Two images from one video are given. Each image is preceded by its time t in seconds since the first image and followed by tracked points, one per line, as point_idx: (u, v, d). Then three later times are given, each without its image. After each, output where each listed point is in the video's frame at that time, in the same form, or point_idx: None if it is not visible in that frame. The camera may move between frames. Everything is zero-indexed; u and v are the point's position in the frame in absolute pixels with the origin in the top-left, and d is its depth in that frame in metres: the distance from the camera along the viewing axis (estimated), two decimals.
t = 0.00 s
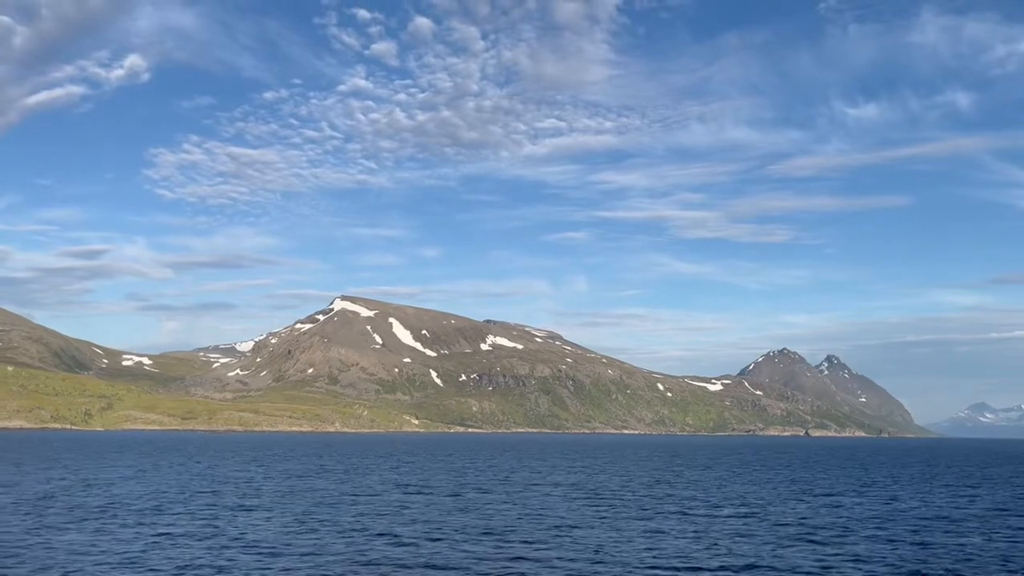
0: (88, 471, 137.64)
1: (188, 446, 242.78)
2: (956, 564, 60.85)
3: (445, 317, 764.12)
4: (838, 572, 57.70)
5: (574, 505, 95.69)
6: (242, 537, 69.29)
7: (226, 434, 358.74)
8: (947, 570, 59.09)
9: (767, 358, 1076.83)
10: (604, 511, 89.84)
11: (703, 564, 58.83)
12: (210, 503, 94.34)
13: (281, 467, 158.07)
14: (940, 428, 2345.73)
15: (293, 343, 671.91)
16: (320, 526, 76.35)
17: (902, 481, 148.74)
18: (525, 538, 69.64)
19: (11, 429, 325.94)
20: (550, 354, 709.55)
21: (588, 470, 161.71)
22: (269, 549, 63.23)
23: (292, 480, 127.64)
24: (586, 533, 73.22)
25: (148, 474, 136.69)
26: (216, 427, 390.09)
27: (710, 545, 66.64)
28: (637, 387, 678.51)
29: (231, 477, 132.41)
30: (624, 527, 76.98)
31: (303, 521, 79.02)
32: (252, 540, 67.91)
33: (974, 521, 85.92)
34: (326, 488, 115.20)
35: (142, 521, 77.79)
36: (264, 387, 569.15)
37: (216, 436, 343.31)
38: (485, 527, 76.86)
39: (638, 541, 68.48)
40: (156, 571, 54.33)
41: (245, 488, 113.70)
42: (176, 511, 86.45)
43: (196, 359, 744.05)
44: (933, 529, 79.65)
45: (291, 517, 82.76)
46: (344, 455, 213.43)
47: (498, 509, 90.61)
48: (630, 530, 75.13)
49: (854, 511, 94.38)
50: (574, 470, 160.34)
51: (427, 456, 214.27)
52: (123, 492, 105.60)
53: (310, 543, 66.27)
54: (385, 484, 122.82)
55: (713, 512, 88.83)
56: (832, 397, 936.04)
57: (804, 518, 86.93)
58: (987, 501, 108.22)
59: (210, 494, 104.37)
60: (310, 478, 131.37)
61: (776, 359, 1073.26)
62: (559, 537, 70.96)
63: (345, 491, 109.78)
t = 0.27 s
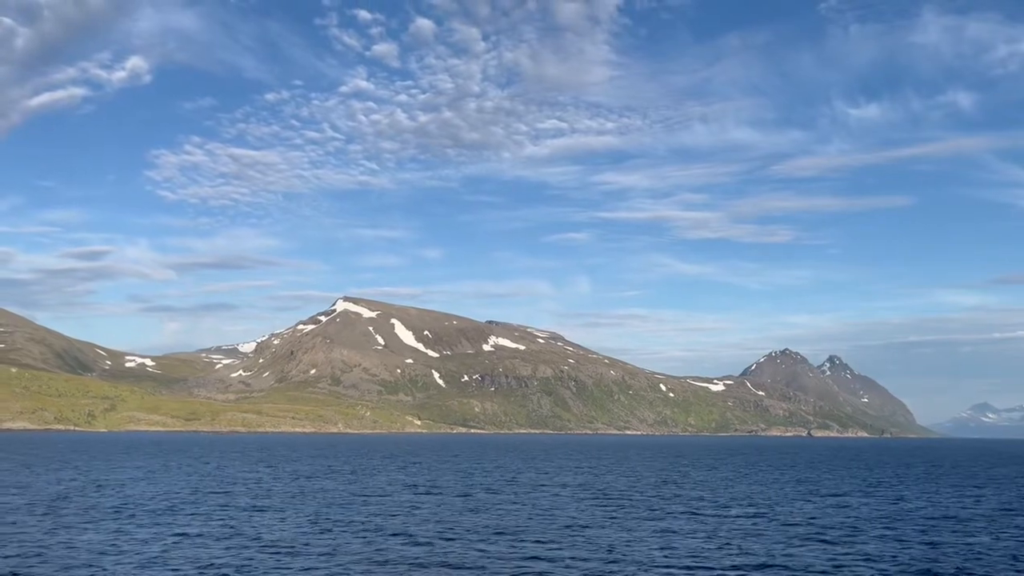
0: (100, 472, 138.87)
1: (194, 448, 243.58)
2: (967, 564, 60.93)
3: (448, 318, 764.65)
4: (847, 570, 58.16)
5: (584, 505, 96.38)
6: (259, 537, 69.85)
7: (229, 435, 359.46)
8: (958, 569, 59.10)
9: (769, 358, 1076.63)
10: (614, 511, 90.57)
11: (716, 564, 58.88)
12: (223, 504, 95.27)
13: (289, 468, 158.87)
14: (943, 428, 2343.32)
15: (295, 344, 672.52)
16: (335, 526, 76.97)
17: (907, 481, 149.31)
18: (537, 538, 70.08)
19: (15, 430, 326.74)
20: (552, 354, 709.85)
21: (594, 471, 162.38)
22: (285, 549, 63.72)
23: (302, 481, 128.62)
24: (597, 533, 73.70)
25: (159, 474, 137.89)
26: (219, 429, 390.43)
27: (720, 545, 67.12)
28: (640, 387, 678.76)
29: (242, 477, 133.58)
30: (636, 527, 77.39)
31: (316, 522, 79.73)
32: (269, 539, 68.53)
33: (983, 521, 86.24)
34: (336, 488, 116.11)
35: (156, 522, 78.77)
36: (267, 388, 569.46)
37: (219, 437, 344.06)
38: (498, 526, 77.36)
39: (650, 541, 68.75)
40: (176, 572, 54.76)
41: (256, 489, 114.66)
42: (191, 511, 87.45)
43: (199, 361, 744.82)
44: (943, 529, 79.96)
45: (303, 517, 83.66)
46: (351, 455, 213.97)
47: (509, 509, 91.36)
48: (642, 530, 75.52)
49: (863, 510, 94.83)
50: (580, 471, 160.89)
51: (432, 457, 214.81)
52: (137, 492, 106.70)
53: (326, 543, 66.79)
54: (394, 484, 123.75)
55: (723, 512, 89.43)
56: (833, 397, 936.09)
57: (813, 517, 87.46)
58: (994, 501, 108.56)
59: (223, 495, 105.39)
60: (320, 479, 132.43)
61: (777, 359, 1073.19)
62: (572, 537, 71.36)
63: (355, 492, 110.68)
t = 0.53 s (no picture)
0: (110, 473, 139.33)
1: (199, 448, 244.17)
2: (979, 563, 60.58)
3: (450, 318, 765.11)
4: (860, 570, 58.11)
5: (595, 505, 96.37)
6: (274, 537, 69.92)
7: (232, 435, 360.13)
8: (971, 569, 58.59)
9: (771, 358, 1075.96)
10: (625, 511, 90.62)
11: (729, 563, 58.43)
12: (235, 504, 95.43)
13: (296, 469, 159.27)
14: (946, 428, 2340.84)
15: (298, 344, 673.02)
16: (348, 525, 77.07)
17: (914, 481, 149.20)
18: (549, 538, 70.17)
19: (19, 431, 327.32)
20: (555, 355, 710.04)
21: (600, 471, 162.55)
22: (298, 549, 63.64)
23: (311, 481, 128.95)
24: (608, 533, 73.66)
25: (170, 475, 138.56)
26: (222, 429, 391.02)
27: (731, 544, 67.11)
28: (642, 388, 678.79)
29: (251, 478, 134.16)
30: (646, 527, 77.47)
31: (327, 522, 79.85)
32: (283, 540, 68.56)
33: (991, 520, 86.26)
34: (346, 489, 116.43)
35: (169, 522, 79.16)
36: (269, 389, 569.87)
37: (222, 437, 344.85)
38: (510, 526, 77.25)
39: (663, 541, 68.73)
40: (193, 572, 54.78)
41: (266, 489, 115.05)
42: (204, 511, 87.71)
43: (202, 361, 745.88)
44: (953, 529, 79.76)
45: (315, 517, 83.95)
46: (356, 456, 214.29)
47: (519, 509, 91.37)
48: (651, 530, 75.56)
49: (872, 511, 94.66)
50: (587, 471, 161.01)
51: (436, 458, 215.12)
52: (148, 493, 107.17)
53: (338, 543, 66.86)
54: (403, 485, 124.09)
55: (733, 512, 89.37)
56: (836, 397, 935.65)
57: (823, 517, 87.31)
58: (1002, 501, 108.34)
59: (233, 495, 105.68)
60: (328, 479, 132.79)
61: (780, 360, 1072.66)
62: (583, 536, 71.43)
63: (365, 492, 110.99)
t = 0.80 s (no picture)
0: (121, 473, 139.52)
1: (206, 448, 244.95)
2: (993, 563, 60.40)
3: (453, 318, 765.52)
4: (872, 569, 58.12)
5: (606, 505, 96.27)
6: (291, 537, 69.71)
7: (236, 435, 360.84)
8: (987, 569, 58.33)
9: (774, 358, 1074.93)
10: (636, 511, 90.53)
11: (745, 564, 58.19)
12: (247, 503, 95.33)
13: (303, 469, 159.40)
14: (949, 428, 2336.18)
15: (301, 344, 673.53)
16: (362, 525, 76.93)
17: (920, 481, 149.36)
18: (562, 538, 70.19)
19: (23, 431, 327.85)
20: (557, 355, 710.05)
21: (606, 471, 162.59)
22: (312, 549, 63.60)
23: (320, 482, 128.95)
24: (619, 533, 73.62)
25: (180, 476, 138.61)
26: (226, 429, 391.56)
27: (744, 544, 67.03)
28: (645, 388, 678.52)
29: (260, 478, 134.31)
30: (658, 526, 77.40)
31: (339, 521, 79.88)
32: (299, 539, 68.36)
33: (1002, 521, 86.06)
34: (355, 489, 116.47)
35: (183, 522, 79.16)
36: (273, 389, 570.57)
37: (225, 437, 345.53)
38: (521, 526, 77.21)
39: (675, 541, 68.69)
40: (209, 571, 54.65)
41: (276, 489, 115.15)
42: (216, 511, 87.70)
43: (205, 361, 747.02)
44: (965, 528, 79.61)
45: (327, 516, 83.91)
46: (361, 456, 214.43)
47: (530, 509, 91.30)
48: (664, 530, 75.49)
49: (883, 511, 94.56)
50: (593, 472, 160.95)
51: (441, 458, 215.18)
52: (159, 493, 107.18)
53: (355, 541, 66.72)
54: (412, 485, 124.17)
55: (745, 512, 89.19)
56: (839, 397, 934.52)
57: (834, 517, 87.17)
58: (1011, 501, 108.21)
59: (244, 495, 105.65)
60: (337, 479, 132.82)
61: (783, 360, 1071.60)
62: (595, 536, 71.42)
63: (376, 492, 111.00)
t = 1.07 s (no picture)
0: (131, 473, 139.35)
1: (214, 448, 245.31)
2: (1012, 563, 59.81)
3: (456, 318, 766.24)
4: (884, 568, 58.14)
5: (619, 505, 95.68)
6: (305, 536, 69.53)
7: (240, 435, 361.64)
8: (1007, 569, 57.74)
9: (778, 358, 1073.73)
10: (647, 511, 90.05)
11: (767, 565, 57.44)
12: (258, 503, 94.82)
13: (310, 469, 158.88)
14: (954, 428, 2330.21)
15: (305, 344, 674.51)
16: (377, 525, 76.71)
17: (928, 480, 148.64)
18: (575, 537, 70.01)
19: (29, 431, 329.03)
20: (561, 354, 710.10)
21: (613, 470, 162.20)
22: (327, 548, 63.43)
23: (327, 481, 128.42)
24: (629, 533, 73.42)
25: (189, 476, 138.35)
26: (230, 429, 392.54)
27: (755, 543, 66.94)
28: (649, 387, 678.21)
29: (269, 478, 133.72)
30: (672, 526, 77.07)
31: (350, 521, 79.65)
32: (316, 539, 67.85)
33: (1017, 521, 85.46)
34: (364, 488, 115.99)
35: (195, 521, 78.74)
36: (277, 388, 571.94)
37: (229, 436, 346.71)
38: (532, 525, 77.29)
39: (687, 539, 68.52)
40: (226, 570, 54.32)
41: (286, 488, 114.74)
42: (226, 511, 87.18)
43: (209, 361, 748.91)
44: (980, 528, 78.88)
45: (339, 516, 83.30)
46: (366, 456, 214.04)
47: (542, 509, 90.73)
48: (678, 529, 75.29)
49: (897, 511, 93.82)
50: (598, 471, 160.37)
51: (446, 457, 214.78)
52: (169, 493, 106.69)
53: (373, 542, 66.37)
54: (421, 484, 123.80)
55: (758, 512, 88.59)
56: (843, 396, 932.98)
57: (848, 517, 86.48)
58: (1022, 501, 107.51)
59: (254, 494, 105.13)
60: (345, 479, 132.26)
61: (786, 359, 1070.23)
62: (612, 535, 71.07)
63: (387, 492, 110.56)
